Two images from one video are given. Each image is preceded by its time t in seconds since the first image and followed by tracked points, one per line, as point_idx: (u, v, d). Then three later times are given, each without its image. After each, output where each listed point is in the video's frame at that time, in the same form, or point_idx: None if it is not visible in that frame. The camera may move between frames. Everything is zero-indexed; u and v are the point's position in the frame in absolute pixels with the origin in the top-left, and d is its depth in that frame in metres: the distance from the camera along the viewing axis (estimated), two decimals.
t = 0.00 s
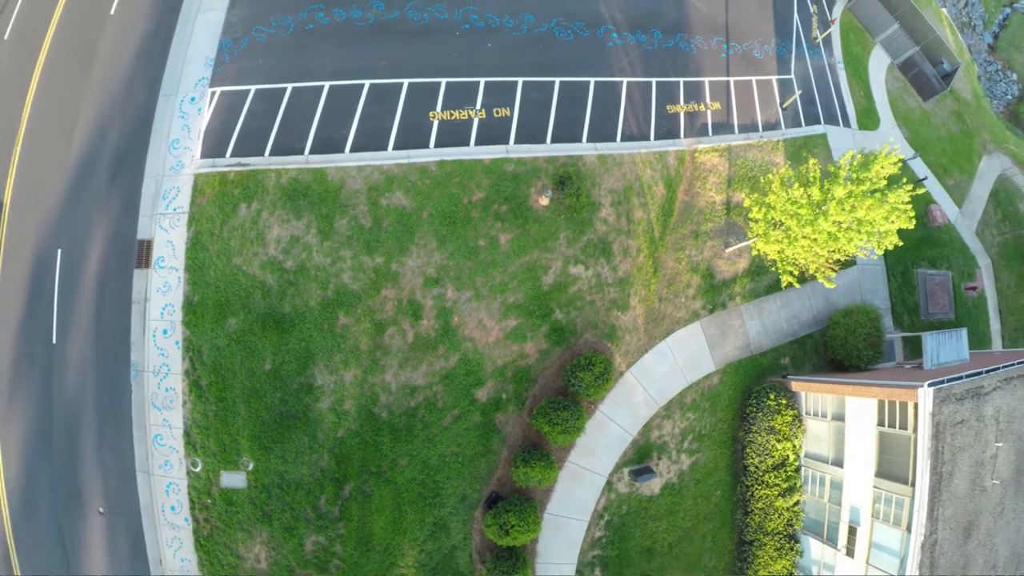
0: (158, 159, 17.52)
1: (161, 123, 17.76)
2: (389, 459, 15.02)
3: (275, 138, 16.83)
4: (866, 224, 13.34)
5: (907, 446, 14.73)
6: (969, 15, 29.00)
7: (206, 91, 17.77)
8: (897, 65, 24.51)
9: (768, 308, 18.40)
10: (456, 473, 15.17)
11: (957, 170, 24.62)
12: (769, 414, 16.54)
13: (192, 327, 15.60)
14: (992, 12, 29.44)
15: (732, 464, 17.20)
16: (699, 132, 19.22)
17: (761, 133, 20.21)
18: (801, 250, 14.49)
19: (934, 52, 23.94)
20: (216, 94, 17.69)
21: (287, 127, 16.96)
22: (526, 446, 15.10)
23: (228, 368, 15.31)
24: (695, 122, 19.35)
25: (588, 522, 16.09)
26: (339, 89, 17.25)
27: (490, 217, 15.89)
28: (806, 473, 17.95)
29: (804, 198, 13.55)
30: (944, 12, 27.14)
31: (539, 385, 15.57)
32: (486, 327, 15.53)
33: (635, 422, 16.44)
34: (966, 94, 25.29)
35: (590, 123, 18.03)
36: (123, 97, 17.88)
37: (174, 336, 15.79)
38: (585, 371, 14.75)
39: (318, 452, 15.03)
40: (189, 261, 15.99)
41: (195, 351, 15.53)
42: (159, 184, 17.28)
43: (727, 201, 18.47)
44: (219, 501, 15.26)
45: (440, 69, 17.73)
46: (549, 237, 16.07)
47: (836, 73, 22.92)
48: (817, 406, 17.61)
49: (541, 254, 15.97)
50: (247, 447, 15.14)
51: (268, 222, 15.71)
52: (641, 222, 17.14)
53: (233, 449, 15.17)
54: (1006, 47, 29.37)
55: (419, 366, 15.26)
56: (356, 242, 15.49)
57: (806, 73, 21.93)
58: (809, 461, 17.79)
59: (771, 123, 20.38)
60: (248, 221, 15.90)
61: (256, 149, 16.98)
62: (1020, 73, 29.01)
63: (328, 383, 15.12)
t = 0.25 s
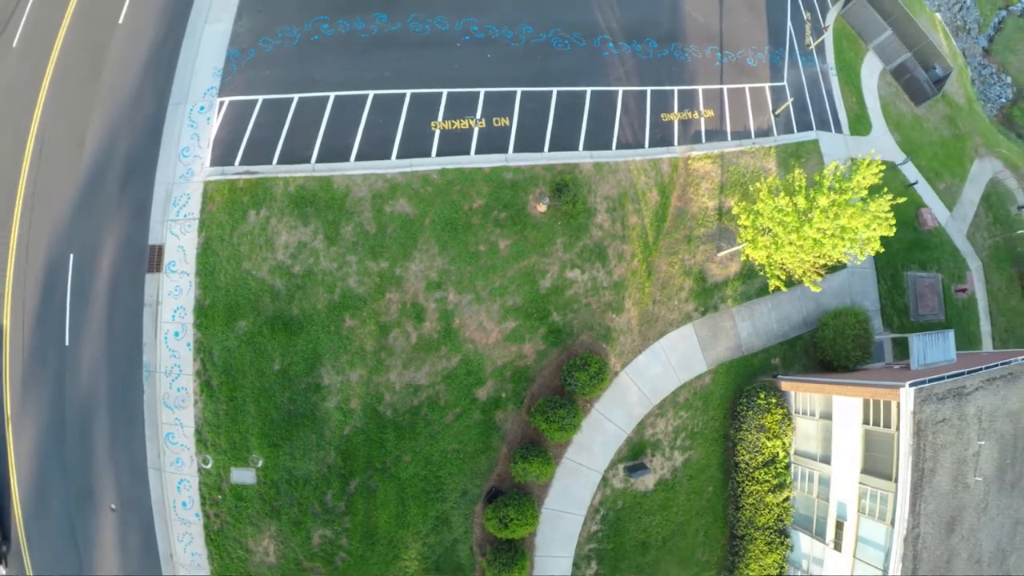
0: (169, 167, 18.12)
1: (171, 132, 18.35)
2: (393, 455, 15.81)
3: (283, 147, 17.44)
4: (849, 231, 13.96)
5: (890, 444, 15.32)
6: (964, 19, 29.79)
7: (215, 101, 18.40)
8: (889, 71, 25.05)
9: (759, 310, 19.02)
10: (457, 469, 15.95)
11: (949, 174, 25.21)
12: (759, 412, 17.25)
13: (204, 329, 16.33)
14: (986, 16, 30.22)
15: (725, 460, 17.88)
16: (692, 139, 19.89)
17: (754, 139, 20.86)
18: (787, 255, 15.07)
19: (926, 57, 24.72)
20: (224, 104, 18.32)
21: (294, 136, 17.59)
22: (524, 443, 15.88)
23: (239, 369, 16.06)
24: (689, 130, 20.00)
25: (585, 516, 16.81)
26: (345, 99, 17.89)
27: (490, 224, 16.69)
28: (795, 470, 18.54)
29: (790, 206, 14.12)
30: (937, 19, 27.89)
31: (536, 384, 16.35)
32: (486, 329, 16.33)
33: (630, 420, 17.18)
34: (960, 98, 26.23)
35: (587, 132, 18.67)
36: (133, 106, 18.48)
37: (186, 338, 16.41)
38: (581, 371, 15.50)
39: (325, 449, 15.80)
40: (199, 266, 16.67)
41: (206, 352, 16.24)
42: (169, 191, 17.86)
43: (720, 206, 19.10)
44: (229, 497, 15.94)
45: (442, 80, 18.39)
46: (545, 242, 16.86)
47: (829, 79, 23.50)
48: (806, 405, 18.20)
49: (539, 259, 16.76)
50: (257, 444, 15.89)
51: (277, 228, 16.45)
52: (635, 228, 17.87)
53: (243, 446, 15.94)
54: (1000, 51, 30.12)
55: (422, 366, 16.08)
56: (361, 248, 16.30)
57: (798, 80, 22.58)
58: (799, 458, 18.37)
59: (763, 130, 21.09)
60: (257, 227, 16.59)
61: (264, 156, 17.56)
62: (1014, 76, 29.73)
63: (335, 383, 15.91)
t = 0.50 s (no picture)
0: (177, 173, 18.61)
1: (180, 140, 18.86)
2: (396, 452, 16.42)
3: (290, 154, 18.00)
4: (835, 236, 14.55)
5: (877, 443, 15.82)
6: (959, 22, 30.45)
7: (222, 109, 18.94)
8: (883, 75, 25.60)
9: (752, 312, 19.57)
10: (458, 466, 16.54)
11: (942, 178, 25.73)
12: (751, 411, 17.90)
13: (213, 331, 16.94)
14: (983, 18, 30.76)
15: (717, 458, 18.52)
16: (687, 146, 20.46)
17: (748, 145, 21.46)
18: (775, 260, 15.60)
19: (921, 61, 25.01)
20: (231, 112, 18.85)
21: (300, 143, 18.15)
22: (523, 440, 16.55)
23: (247, 369, 16.69)
24: (684, 137, 20.57)
25: (581, 512, 17.43)
26: (349, 108, 18.46)
27: (490, 229, 17.33)
28: (787, 468, 19.04)
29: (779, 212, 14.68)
30: (931, 23, 28.19)
31: (535, 384, 17.00)
32: (485, 330, 16.97)
33: (625, 419, 17.81)
34: (953, 102, 26.50)
35: (583, 139, 19.23)
36: (142, 115, 19.01)
37: (195, 339, 16.96)
38: (577, 371, 16.15)
39: (331, 446, 16.42)
40: (209, 269, 17.27)
41: (215, 353, 16.81)
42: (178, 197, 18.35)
43: (714, 211, 19.65)
44: (237, 493, 16.55)
45: (443, 89, 18.96)
46: (543, 247, 17.48)
47: (822, 85, 23.99)
48: (797, 404, 18.66)
49: (537, 263, 17.39)
50: (265, 442, 16.48)
51: (284, 233, 17.05)
52: (630, 232, 18.46)
53: (252, 444, 16.53)
54: (997, 53, 30.82)
55: (425, 366, 16.70)
56: (366, 252, 16.92)
57: (792, 86, 23.10)
58: (790, 456, 18.89)
59: (757, 135, 21.65)
60: (265, 233, 17.18)
61: (271, 163, 18.06)
62: (1009, 79, 30.50)
63: (340, 383, 16.53)
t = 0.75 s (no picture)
0: (187, 180, 19.19)
1: (189, 147, 19.45)
2: (400, 449, 17.16)
3: (296, 162, 18.61)
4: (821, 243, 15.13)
5: (863, 440, 16.41)
6: (955, 25, 31.42)
7: (230, 117, 19.54)
8: (877, 80, 26.20)
9: (744, 314, 20.18)
10: (459, 463, 17.29)
11: (934, 182, 26.37)
12: (742, 410, 18.63)
13: (223, 333, 17.59)
14: (980, 21, 31.91)
15: (710, 455, 19.20)
16: (681, 152, 21.09)
17: (741, 151, 22.08)
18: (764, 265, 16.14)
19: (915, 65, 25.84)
20: (239, 121, 19.45)
21: (306, 151, 18.76)
22: (522, 437, 17.30)
23: (256, 369, 17.42)
24: (678, 143, 21.21)
25: (578, 507, 18.21)
26: (353, 117, 19.09)
27: (490, 235, 18.09)
28: (778, 465, 19.62)
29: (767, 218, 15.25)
30: (926, 28, 29.05)
31: (534, 383, 17.76)
32: (485, 332, 17.76)
33: (621, 417, 18.56)
34: (946, 105, 27.50)
35: (580, 146, 19.88)
36: (152, 123, 19.62)
37: (206, 341, 17.64)
38: (574, 371, 16.92)
39: (337, 444, 17.19)
40: (218, 273, 17.92)
41: (225, 354, 17.49)
42: (188, 203, 18.93)
43: (707, 216, 20.27)
44: (247, 489, 17.27)
45: (444, 98, 19.60)
46: (541, 252, 18.27)
47: (816, 90, 24.59)
48: (787, 403, 19.27)
49: (535, 267, 18.17)
50: (273, 440, 17.21)
51: (291, 238, 17.77)
52: (625, 237, 19.16)
53: (260, 442, 17.26)
54: (992, 56, 31.71)
55: (427, 366, 17.49)
56: (371, 257, 17.67)
57: (785, 92, 23.74)
58: (781, 454, 19.48)
59: (750, 141, 22.32)
60: (273, 238, 17.87)
61: (278, 170, 18.64)
62: (1004, 82, 31.25)
63: (346, 382, 17.29)
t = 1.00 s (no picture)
0: (196, 186, 19.79)
1: (198, 154, 20.05)
2: (403, 446, 17.89)
3: (303, 169, 19.24)
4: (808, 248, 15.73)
5: (850, 437, 17.03)
6: (951, 29, 32.06)
7: (238, 125, 20.15)
8: (871, 84, 26.83)
9: (737, 316, 20.81)
10: (460, 458, 18.08)
11: (927, 185, 26.97)
12: (734, 408, 19.40)
13: (232, 334, 18.32)
14: (975, 24, 32.56)
15: (704, 452, 19.99)
16: (676, 157, 21.75)
17: (735, 156, 22.72)
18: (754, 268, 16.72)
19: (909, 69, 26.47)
20: (246, 128, 20.05)
21: (313, 158, 19.38)
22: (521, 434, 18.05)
23: (264, 369, 18.11)
24: (673, 149, 21.85)
25: (576, 502, 19.02)
26: (358, 125, 19.74)
27: (490, 239, 18.77)
28: (770, 462, 20.24)
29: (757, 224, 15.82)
30: (920, 31, 29.69)
31: (533, 382, 18.54)
32: (485, 333, 18.47)
33: (616, 415, 19.35)
34: (940, 109, 28.07)
35: (577, 152, 20.51)
36: (161, 131, 20.24)
37: (215, 342, 18.37)
38: (571, 370, 17.69)
39: (343, 441, 17.90)
40: (228, 276, 18.59)
41: (234, 354, 18.20)
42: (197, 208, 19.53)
43: (701, 220, 20.91)
44: (256, 485, 17.99)
45: (446, 106, 20.24)
46: (539, 255, 18.93)
47: (809, 96, 25.24)
48: (779, 402, 19.87)
49: (533, 270, 18.87)
50: (281, 437, 17.92)
51: (298, 243, 18.45)
52: (621, 240, 19.84)
53: (269, 440, 17.96)
54: (988, 59, 32.31)
55: (430, 366, 18.21)
56: (375, 261, 18.35)
57: (779, 97, 24.34)
58: (772, 451, 20.10)
59: (743, 146, 22.94)
60: (281, 243, 18.54)
61: (285, 177, 19.28)
62: (999, 85, 31.91)
63: (352, 382, 18.01)
